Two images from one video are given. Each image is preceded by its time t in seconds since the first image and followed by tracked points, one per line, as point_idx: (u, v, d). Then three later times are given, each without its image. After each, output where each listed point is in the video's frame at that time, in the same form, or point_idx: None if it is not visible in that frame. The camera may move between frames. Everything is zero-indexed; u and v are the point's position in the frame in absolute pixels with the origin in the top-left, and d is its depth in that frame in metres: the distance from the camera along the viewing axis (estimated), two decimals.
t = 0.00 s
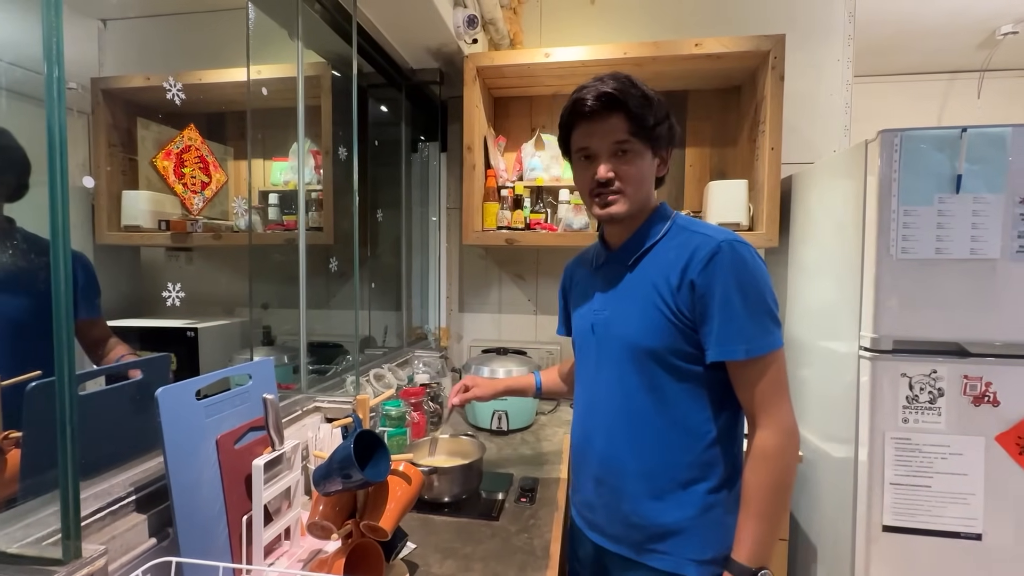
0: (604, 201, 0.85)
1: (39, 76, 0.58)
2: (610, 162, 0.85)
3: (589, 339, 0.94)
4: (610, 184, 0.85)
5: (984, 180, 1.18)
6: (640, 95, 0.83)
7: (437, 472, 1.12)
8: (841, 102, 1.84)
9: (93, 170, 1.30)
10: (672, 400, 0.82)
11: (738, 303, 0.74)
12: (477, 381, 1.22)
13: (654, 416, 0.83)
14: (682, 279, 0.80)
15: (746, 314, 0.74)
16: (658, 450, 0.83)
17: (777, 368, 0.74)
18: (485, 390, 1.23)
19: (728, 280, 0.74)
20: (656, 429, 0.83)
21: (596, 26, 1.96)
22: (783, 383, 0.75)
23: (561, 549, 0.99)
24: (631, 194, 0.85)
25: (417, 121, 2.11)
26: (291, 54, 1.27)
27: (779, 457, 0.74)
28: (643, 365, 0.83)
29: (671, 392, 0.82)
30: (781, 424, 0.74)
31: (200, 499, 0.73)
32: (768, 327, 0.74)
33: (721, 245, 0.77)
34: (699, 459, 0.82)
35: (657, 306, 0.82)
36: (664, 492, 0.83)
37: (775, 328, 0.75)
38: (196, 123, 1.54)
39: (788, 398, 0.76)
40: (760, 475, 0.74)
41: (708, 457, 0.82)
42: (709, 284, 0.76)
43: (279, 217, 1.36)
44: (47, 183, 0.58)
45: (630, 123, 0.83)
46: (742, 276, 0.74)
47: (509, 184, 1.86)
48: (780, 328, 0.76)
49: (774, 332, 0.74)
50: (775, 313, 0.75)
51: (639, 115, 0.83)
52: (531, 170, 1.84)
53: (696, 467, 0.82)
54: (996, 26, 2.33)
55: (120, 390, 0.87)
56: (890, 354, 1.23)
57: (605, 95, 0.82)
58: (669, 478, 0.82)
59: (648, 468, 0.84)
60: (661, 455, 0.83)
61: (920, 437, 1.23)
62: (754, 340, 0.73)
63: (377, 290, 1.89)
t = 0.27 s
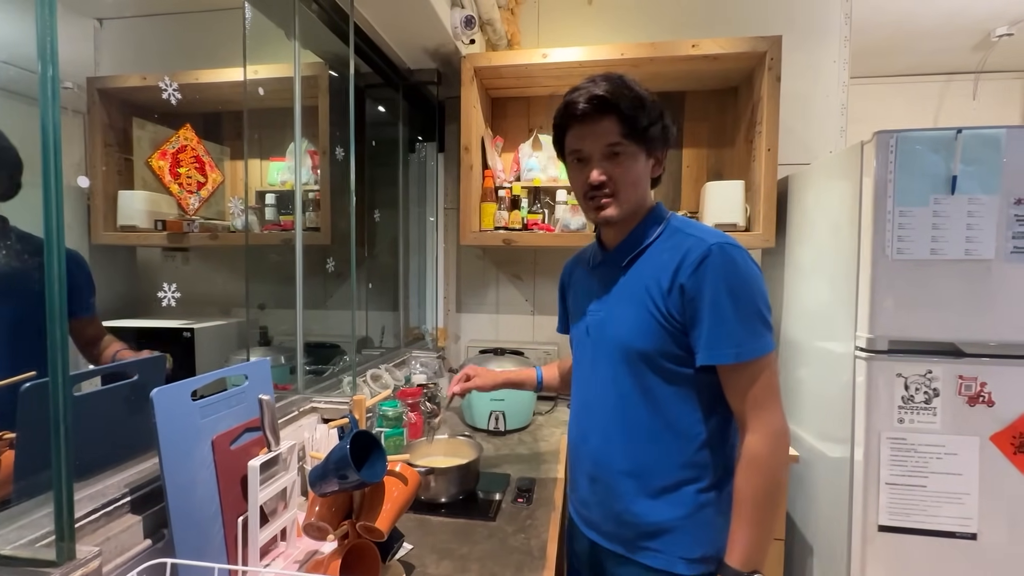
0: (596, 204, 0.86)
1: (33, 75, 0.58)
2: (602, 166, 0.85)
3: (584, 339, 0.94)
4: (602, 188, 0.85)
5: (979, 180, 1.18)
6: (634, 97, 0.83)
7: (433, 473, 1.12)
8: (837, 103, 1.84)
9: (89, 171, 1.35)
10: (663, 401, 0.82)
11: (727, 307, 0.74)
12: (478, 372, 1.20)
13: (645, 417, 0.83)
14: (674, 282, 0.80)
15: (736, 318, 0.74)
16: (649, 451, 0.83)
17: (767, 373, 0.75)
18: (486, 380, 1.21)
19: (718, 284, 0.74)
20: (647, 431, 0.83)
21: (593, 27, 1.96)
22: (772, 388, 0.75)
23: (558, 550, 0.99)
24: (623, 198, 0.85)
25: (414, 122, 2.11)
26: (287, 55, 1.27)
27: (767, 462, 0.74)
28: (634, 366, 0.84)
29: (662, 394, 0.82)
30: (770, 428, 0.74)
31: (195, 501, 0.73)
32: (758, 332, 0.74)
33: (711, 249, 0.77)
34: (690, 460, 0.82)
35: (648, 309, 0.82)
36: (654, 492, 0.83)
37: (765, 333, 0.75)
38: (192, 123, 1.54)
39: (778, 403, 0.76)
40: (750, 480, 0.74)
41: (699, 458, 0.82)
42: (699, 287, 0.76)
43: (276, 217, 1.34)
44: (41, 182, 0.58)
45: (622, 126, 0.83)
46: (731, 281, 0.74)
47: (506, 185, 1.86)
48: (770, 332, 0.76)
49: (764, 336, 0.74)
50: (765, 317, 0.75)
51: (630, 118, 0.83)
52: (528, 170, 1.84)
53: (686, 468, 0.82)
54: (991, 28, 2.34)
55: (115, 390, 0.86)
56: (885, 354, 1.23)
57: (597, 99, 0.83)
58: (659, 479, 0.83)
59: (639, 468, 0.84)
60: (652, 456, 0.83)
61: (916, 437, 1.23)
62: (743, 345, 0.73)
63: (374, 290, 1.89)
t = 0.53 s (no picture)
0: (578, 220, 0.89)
1: (33, 75, 0.58)
2: (573, 187, 0.86)
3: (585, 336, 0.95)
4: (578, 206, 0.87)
5: (976, 181, 1.19)
6: (586, 119, 0.80)
7: (433, 472, 1.12)
8: (835, 103, 1.85)
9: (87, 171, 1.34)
10: (651, 402, 0.82)
11: (711, 312, 0.73)
12: (491, 364, 1.23)
13: (633, 416, 0.84)
14: (662, 284, 0.80)
15: (720, 322, 0.73)
16: (635, 450, 0.84)
17: (752, 378, 0.74)
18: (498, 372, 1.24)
19: (702, 288, 0.74)
20: (635, 430, 0.84)
21: (592, 27, 1.96)
22: (760, 395, 0.75)
23: (556, 549, 0.99)
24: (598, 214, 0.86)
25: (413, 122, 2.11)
26: (286, 54, 1.27)
27: (750, 468, 0.73)
28: (623, 366, 0.84)
29: (651, 394, 0.82)
30: (753, 434, 0.74)
31: (194, 500, 0.73)
32: (743, 337, 0.73)
33: (698, 252, 0.76)
34: (676, 461, 0.82)
35: (638, 310, 0.83)
36: (639, 490, 0.83)
37: (752, 339, 0.74)
38: (190, 123, 1.53)
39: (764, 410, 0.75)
40: (731, 485, 0.74)
41: (684, 459, 0.82)
42: (684, 290, 0.76)
43: (275, 217, 1.34)
44: (41, 182, 0.58)
45: (580, 150, 0.81)
46: (715, 286, 0.74)
47: (505, 185, 1.86)
48: (758, 338, 0.75)
49: (750, 342, 0.73)
50: (752, 323, 0.74)
51: (584, 142, 0.80)
52: (528, 170, 1.84)
53: (670, 469, 0.82)
54: (988, 29, 2.35)
55: (114, 390, 0.86)
56: (882, 354, 1.24)
57: (551, 129, 0.83)
58: (643, 477, 0.83)
59: (625, 466, 0.84)
60: (638, 455, 0.83)
61: (913, 436, 1.24)
62: (726, 350, 0.73)
63: (373, 290, 1.90)
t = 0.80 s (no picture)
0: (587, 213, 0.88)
1: (35, 75, 0.58)
2: (587, 177, 0.85)
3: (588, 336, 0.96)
4: (589, 197, 0.87)
5: (975, 182, 1.19)
6: (609, 108, 0.80)
7: (433, 472, 1.12)
8: (835, 104, 1.85)
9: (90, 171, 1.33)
10: (651, 401, 0.82)
11: (710, 310, 0.72)
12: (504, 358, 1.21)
13: (633, 415, 0.84)
14: (660, 283, 0.80)
15: (719, 319, 0.72)
16: (635, 450, 0.84)
17: (763, 372, 0.72)
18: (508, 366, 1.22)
19: (699, 287, 0.73)
20: (635, 429, 0.84)
21: (592, 28, 1.96)
22: (773, 389, 0.72)
23: (557, 549, 0.99)
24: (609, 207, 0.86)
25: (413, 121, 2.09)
26: (287, 55, 1.28)
27: (757, 455, 0.70)
28: (623, 366, 0.84)
29: (650, 393, 0.82)
30: (767, 426, 0.71)
31: (196, 500, 0.73)
32: (745, 335, 0.72)
33: (695, 250, 0.76)
34: (676, 460, 0.82)
35: (637, 309, 0.83)
36: (639, 489, 0.84)
37: (754, 335, 0.72)
38: (192, 123, 1.54)
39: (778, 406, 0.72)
40: (732, 467, 0.70)
41: (683, 458, 0.82)
42: (682, 289, 0.76)
43: (275, 217, 1.34)
44: (43, 182, 0.58)
45: (601, 137, 0.82)
46: (713, 284, 0.73)
47: (505, 185, 1.86)
48: (761, 334, 0.73)
49: (753, 339, 0.72)
50: (753, 321, 0.72)
51: (606, 129, 0.81)
52: (528, 170, 1.84)
53: (670, 468, 0.82)
54: (987, 31, 2.36)
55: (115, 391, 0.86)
56: (882, 354, 1.24)
57: (573, 114, 0.82)
58: (643, 477, 0.83)
59: (625, 465, 0.85)
60: (638, 454, 0.83)
61: (912, 436, 1.24)
62: (726, 348, 0.71)
63: (373, 290, 1.90)
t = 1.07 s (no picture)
0: (620, 205, 0.87)
1: (35, 75, 0.58)
2: (627, 167, 0.85)
3: (592, 337, 0.95)
4: (626, 189, 0.86)
5: (975, 182, 1.19)
6: (656, 100, 0.84)
7: (433, 473, 1.11)
8: (834, 104, 1.85)
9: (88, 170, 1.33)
10: (667, 398, 0.83)
11: (733, 304, 0.72)
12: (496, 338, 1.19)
13: (649, 414, 0.84)
14: (679, 279, 0.80)
15: (740, 313, 0.72)
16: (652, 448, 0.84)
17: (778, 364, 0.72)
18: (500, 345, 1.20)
19: (722, 280, 0.74)
20: (651, 427, 0.84)
21: (592, 27, 1.96)
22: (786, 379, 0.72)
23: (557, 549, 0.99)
24: (645, 200, 0.87)
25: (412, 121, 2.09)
26: (286, 54, 1.28)
27: (772, 420, 0.69)
28: (638, 364, 0.84)
29: (666, 391, 0.83)
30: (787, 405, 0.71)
31: (196, 501, 0.73)
32: (767, 328, 0.72)
33: (715, 245, 0.76)
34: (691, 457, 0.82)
35: (654, 306, 0.83)
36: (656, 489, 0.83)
37: (772, 327, 0.72)
38: (191, 123, 1.52)
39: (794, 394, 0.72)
40: (746, 419, 0.69)
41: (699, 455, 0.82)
42: (703, 283, 0.76)
43: (274, 216, 1.34)
44: (43, 182, 0.57)
45: (647, 128, 0.84)
46: (736, 277, 0.73)
47: (505, 185, 1.86)
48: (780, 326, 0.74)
49: (773, 332, 0.72)
50: (773, 315, 0.73)
51: (654, 120, 0.83)
52: (527, 170, 1.84)
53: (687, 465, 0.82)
54: (986, 31, 2.36)
55: (114, 391, 0.86)
56: (882, 354, 1.25)
57: (622, 100, 0.83)
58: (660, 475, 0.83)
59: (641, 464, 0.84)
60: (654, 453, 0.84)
61: (912, 436, 1.24)
62: (750, 340, 0.71)
63: (373, 290, 1.89)
